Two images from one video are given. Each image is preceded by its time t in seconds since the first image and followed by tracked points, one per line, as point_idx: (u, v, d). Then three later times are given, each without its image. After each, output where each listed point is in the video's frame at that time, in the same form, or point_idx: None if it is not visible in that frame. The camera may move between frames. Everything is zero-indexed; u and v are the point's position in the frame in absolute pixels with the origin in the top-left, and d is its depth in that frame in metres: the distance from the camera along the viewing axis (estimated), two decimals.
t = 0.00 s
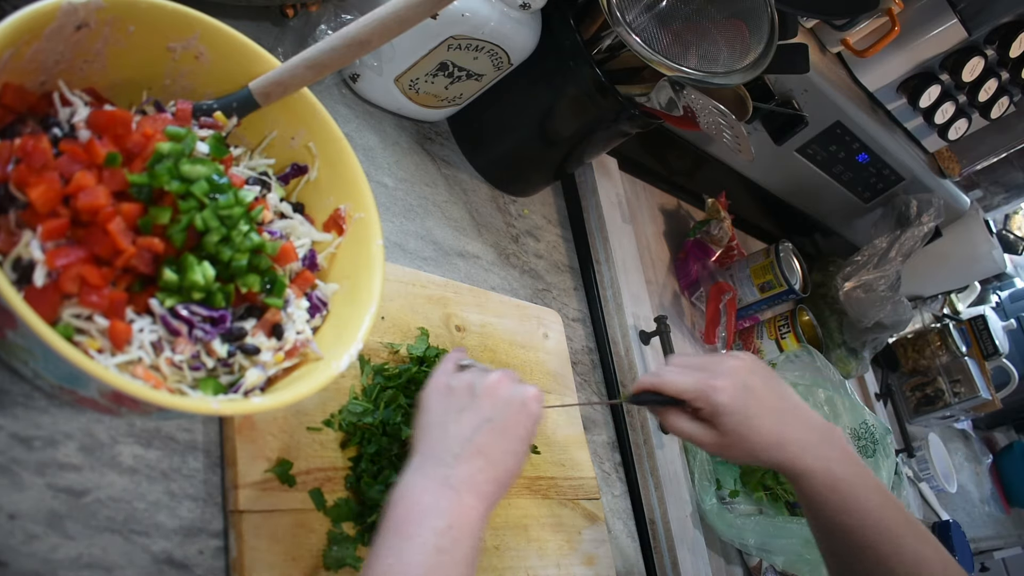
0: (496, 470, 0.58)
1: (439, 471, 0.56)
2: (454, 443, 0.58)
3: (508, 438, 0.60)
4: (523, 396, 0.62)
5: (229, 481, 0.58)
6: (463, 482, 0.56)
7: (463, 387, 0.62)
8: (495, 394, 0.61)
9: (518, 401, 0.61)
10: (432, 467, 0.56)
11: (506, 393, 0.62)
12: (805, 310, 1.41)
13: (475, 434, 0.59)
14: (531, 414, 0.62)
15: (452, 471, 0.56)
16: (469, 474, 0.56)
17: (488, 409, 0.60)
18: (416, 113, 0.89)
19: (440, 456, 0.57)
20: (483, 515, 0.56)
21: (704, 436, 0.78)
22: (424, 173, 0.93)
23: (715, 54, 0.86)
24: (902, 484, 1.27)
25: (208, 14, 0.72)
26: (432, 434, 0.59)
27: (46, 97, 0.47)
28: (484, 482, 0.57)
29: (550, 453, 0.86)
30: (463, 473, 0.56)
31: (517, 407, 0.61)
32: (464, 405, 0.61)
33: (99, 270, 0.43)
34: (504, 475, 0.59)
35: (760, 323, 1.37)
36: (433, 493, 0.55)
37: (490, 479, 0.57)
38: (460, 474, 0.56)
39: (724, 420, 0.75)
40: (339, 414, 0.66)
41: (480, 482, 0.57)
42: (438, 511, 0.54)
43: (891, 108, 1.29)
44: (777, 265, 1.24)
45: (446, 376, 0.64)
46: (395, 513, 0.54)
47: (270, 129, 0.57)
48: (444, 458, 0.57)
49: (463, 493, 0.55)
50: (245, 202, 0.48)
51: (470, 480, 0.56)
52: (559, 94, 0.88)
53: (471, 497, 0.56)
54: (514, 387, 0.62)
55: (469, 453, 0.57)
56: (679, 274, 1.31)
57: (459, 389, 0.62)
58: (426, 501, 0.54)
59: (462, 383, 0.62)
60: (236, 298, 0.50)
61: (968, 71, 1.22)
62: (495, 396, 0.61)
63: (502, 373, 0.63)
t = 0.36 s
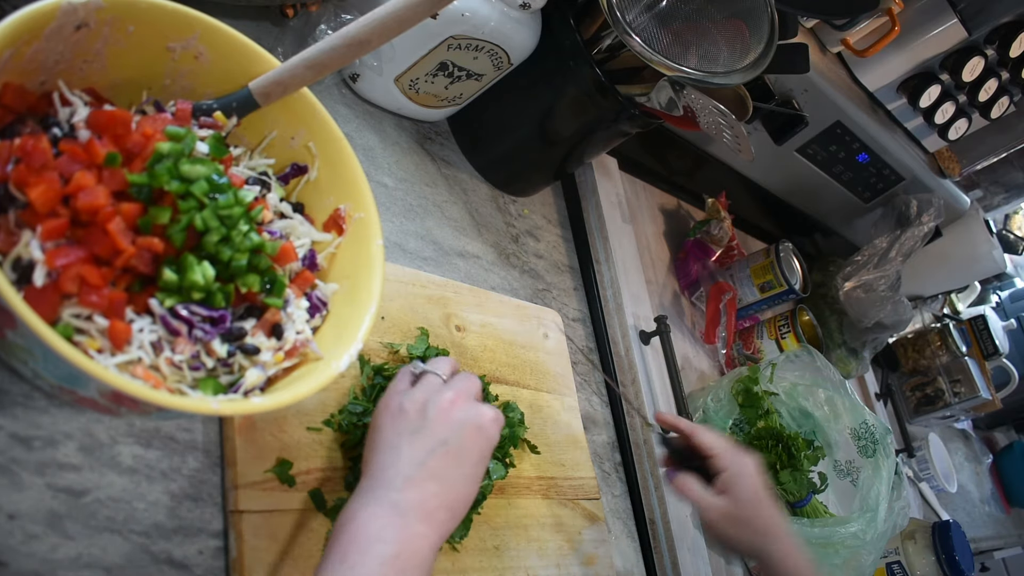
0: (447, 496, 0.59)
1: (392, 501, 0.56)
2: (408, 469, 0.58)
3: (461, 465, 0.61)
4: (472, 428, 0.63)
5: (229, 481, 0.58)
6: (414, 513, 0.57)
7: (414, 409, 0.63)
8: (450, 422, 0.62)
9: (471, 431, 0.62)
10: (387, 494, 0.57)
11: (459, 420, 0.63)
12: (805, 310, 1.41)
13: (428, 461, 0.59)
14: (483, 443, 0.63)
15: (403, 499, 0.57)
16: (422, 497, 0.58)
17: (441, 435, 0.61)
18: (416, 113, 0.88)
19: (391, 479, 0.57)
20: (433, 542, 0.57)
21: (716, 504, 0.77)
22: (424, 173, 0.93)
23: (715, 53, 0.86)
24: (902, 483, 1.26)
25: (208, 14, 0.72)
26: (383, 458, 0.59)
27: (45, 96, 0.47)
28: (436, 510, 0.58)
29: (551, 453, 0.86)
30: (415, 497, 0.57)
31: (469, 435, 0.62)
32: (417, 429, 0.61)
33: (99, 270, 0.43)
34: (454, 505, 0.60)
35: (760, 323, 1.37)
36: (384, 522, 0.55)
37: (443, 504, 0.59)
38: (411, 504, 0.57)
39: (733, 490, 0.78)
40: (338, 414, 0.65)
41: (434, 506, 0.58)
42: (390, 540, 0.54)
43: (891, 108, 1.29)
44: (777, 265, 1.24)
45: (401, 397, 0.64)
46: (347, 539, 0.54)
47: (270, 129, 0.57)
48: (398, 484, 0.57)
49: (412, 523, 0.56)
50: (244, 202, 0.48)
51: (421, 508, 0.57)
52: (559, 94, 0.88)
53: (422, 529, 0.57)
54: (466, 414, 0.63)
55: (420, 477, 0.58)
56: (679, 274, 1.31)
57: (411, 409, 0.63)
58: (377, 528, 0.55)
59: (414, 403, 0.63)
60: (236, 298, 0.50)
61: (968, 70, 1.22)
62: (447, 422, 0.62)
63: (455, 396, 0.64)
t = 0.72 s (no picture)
0: (383, 513, 0.54)
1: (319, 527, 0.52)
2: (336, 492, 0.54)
3: (398, 477, 0.56)
4: (406, 435, 0.57)
5: (229, 481, 0.58)
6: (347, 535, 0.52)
7: (349, 426, 0.59)
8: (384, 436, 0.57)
9: (406, 439, 0.57)
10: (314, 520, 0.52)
11: (394, 432, 0.58)
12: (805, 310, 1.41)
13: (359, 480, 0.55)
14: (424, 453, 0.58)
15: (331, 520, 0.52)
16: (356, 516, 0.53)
17: (373, 449, 0.56)
18: (416, 113, 0.89)
19: (325, 499, 0.53)
20: (371, 559, 0.52)
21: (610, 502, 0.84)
22: (425, 173, 0.93)
23: (715, 54, 0.86)
24: (902, 484, 1.26)
25: (207, 14, 0.72)
26: (312, 484, 0.55)
27: (45, 96, 0.47)
28: (373, 530, 0.53)
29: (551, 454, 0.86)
30: (348, 513, 0.53)
31: (404, 443, 0.57)
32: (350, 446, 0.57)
33: (99, 270, 0.43)
34: (393, 523, 0.55)
35: (760, 323, 1.37)
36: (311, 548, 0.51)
37: (379, 523, 0.54)
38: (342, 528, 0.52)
39: (632, 491, 0.83)
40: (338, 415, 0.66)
41: (368, 525, 0.53)
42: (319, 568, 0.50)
43: (891, 108, 1.29)
44: (777, 265, 1.24)
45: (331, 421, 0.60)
46: (274, 571, 0.49)
47: (270, 129, 0.57)
48: (328, 505, 0.53)
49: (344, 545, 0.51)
50: (244, 202, 0.48)
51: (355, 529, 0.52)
52: (559, 94, 0.88)
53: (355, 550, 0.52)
54: (404, 424, 0.58)
55: (350, 497, 0.54)
56: (679, 274, 1.31)
57: (339, 432, 0.59)
58: (305, 553, 0.50)
59: (343, 426, 0.59)
60: (236, 298, 0.50)
61: (968, 71, 1.22)
62: (379, 436, 0.57)
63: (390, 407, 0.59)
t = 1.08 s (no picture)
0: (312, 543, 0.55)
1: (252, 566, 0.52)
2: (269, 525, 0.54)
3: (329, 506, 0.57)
4: (341, 462, 0.59)
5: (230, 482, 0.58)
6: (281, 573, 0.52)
7: (273, 446, 0.58)
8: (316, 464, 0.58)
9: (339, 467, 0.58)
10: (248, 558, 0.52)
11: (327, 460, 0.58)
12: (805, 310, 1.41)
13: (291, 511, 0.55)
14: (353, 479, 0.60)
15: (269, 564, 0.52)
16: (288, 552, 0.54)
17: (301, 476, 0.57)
18: (416, 113, 0.89)
19: (249, 527, 0.53)
20: None
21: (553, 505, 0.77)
22: (424, 173, 0.93)
23: (715, 54, 0.86)
24: (902, 484, 1.26)
25: (207, 14, 0.72)
26: (234, 509, 0.54)
27: (45, 96, 0.47)
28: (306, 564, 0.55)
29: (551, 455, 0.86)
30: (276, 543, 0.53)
31: (337, 470, 0.58)
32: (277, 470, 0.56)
33: (99, 270, 0.43)
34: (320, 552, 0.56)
35: (760, 323, 1.37)
36: None
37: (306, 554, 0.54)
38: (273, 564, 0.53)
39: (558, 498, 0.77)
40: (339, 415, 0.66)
41: (296, 558, 0.54)
42: None
43: (891, 108, 1.29)
44: (777, 265, 1.24)
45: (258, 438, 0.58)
46: None
47: (270, 129, 0.57)
48: (257, 540, 0.53)
49: None
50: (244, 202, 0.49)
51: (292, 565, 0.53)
52: (559, 94, 0.88)
53: None
54: (332, 449, 0.59)
55: (283, 532, 0.54)
56: (679, 274, 1.31)
57: (267, 454, 0.57)
58: None
59: (268, 447, 0.58)
60: (236, 297, 0.50)
61: (968, 71, 1.22)
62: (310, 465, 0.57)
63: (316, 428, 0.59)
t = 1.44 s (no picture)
0: (397, 539, 0.58)
1: None
2: (344, 542, 0.56)
3: (397, 509, 0.59)
4: (399, 459, 0.61)
5: (229, 481, 0.58)
6: None
7: (339, 467, 0.60)
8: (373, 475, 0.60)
9: (399, 465, 0.61)
10: None
11: (384, 467, 0.60)
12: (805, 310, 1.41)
13: (362, 523, 0.57)
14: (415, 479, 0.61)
15: None
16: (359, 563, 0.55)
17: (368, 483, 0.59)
18: (416, 113, 0.89)
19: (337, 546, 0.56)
20: None
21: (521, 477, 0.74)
22: (425, 173, 0.93)
23: (715, 54, 0.86)
24: (902, 484, 1.26)
25: (207, 14, 0.72)
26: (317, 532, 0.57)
27: (45, 96, 0.47)
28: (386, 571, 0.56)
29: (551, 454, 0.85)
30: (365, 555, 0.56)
31: (399, 469, 0.61)
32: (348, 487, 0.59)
33: (99, 270, 0.43)
34: (408, 555, 0.58)
35: (760, 323, 1.37)
36: None
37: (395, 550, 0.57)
38: None
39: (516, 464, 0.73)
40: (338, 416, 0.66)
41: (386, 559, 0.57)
42: None
43: (891, 108, 1.29)
44: (777, 265, 1.24)
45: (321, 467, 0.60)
46: None
47: (270, 129, 0.57)
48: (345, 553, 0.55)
49: None
50: (244, 202, 0.48)
51: None
52: (559, 94, 0.88)
53: None
54: (390, 449, 0.61)
55: (363, 540, 0.56)
56: (679, 274, 1.31)
57: (332, 476, 0.60)
58: None
59: (333, 468, 0.60)
60: (236, 298, 0.50)
61: (968, 71, 1.22)
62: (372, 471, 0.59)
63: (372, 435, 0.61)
